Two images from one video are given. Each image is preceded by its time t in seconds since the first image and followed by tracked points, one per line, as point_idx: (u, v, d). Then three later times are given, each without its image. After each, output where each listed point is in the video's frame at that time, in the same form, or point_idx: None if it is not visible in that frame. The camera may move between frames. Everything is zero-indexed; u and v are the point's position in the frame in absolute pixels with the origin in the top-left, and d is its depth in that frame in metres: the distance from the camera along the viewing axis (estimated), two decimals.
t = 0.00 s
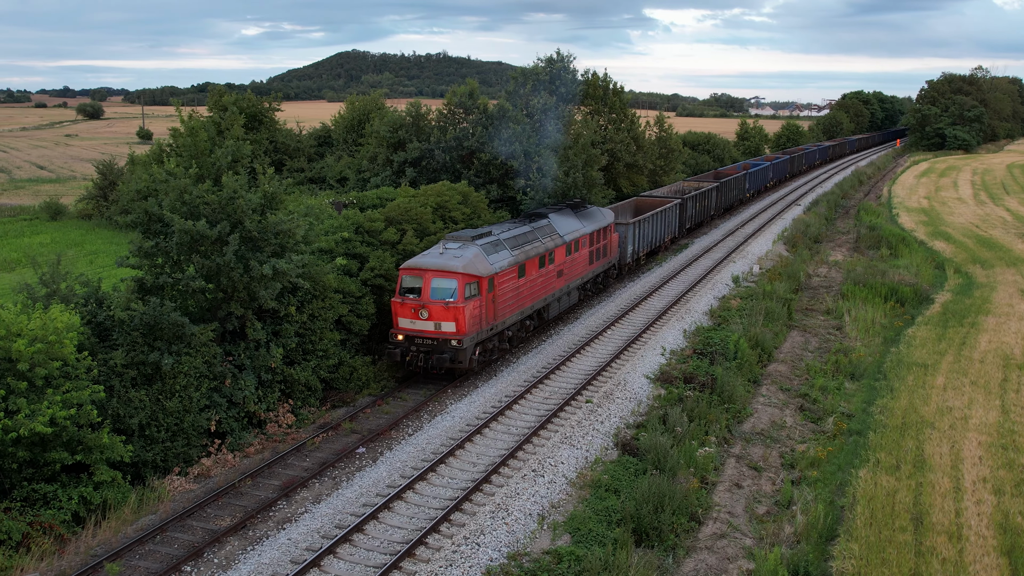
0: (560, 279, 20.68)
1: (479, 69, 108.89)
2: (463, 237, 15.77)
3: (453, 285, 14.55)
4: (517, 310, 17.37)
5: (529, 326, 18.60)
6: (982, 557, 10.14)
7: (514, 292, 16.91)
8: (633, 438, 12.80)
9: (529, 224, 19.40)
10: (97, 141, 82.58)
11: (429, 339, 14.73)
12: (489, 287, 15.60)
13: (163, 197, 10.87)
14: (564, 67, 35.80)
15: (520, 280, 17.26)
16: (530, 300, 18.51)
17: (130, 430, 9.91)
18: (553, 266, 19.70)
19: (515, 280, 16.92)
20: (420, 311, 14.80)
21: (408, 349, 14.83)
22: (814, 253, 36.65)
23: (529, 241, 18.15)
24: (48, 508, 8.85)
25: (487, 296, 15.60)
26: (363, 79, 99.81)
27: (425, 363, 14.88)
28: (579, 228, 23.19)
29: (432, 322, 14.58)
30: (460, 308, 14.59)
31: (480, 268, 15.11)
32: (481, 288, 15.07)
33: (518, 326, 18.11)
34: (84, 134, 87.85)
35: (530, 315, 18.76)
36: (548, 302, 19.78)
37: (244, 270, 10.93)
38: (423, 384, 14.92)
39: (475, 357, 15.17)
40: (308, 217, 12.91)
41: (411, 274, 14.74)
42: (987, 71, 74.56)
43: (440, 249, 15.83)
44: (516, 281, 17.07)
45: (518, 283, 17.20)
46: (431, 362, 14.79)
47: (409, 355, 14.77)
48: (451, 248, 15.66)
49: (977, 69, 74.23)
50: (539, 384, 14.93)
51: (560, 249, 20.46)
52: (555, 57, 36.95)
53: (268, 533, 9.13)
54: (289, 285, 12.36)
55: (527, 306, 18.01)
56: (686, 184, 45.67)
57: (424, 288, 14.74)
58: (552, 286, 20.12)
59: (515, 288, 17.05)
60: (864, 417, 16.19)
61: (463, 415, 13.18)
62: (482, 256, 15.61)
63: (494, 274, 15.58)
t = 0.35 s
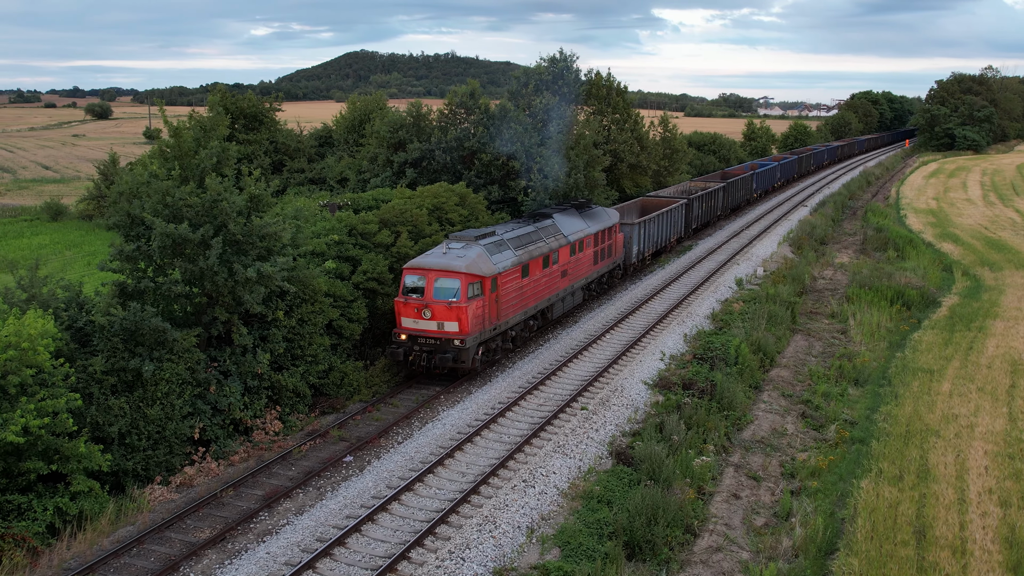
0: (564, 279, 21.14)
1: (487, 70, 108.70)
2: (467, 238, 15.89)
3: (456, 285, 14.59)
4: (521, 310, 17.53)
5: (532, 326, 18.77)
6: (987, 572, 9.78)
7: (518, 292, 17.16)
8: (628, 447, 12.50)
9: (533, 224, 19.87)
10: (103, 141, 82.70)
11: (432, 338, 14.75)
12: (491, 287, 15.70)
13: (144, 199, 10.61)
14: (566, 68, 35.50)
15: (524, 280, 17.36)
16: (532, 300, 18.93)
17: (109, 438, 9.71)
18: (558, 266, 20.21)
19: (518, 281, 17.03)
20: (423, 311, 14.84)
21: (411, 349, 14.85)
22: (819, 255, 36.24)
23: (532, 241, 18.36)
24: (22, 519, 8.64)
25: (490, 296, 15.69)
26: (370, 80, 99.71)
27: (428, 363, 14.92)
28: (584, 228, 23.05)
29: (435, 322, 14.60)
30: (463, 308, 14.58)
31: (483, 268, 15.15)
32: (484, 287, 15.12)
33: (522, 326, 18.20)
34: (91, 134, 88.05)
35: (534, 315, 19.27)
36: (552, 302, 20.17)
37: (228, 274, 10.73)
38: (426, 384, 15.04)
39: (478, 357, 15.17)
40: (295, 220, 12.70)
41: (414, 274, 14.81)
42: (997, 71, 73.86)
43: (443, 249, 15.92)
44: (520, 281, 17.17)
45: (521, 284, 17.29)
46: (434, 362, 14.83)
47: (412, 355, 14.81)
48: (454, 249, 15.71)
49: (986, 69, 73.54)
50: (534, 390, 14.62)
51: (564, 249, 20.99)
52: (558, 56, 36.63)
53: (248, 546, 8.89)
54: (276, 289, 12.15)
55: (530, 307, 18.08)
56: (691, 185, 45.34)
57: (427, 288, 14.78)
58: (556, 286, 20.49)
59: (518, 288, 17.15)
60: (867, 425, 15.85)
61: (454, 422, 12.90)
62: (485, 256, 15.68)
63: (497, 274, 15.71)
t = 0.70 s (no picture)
0: (568, 280, 21.34)
1: (495, 70, 108.36)
2: (469, 238, 15.93)
3: (458, 285, 14.65)
4: (523, 310, 17.48)
5: (535, 325, 18.89)
6: None
7: (520, 292, 17.01)
8: (622, 455, 12.20)
9: (536, 225, 20.14)
10: (109, 141, 82.79)
11: (434, 338, 14.84)
12: (494, 287, 15.73)
13: (124, 201, 10.42)
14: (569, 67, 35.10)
15: (527, 281, 17.43)
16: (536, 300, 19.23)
17: (86, 446, 9.53)
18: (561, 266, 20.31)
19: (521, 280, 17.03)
20: (426, 310, 14.94)
21: (413, 349, 14.93)
22: (824, 257, 35.79)
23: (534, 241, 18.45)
24: None
25: (493, 296, 15.75)
26: (376, 80, 99.54)
27: (430, 363, 14.99)
28: (587, 228, 22.94)
29: (437, 322, 14.67)
30: (466, 308, 14.63)
31: (486, 268, 15.20)
32: (486, 288, 15.16)
33: (526, 326, 18.28)
34: (99, 134, 88.21)
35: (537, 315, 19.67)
36: (555, 302, 20.42)
37: (209, 278, 10.51)
38: (421, 387, 14.89)
39: (480, 357, 15.24)
40: (282, 222, 12.47)
41: (416, 273, 14.89)
42: (1007, 71, 73.10)
43: (446, 249, 16.02)
44: (523, 281, 17.22)
45: (524, 283, 17.33)
46: (436, 362, 14.91)
47: (414, 355, 14.88)
48: (456, 249, 15.81)
49: (997, 69, 72.77)
50: (528, 397, 14.32)
51: (569, 249, 21.22)
52: (561, 56, 36.27)
53: (224, 559, 8.68)
54: (262, 293, 11.94)
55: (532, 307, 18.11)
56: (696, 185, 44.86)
57: (428, 288, 14.86)
58: (560, 286, 20.72)
59: (521, 288, 17.21)
60: (869, 433, 15.51)
61: (445, 429, 12.62)
62: (488, 256, 15.74)
63: (499, 274, 15.75)
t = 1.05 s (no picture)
0: (570, 279, 21.58)
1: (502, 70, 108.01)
2: (470, 238, 16.10)
3: (459, 284, 14.82)
4: (524, 310, 17.59)
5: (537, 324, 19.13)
6: None
7: (521, 292, 17.25)
8: (613, 465, 11.89)
9: (538, 223, 20.35)
10: (115, 141, 82.80)
11: (434, 338, 15.01)
12: (495, 287, 15.92)
13: (100, 204, 10.21)
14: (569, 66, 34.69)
15: (528, 280, 17.60)
16: (537, 300, 19.58)
17: (59, 455, 9.33)
18: (564, 265, 20.73)
19: (523, 280, 17.30)
20: (426, 310, 15.14)
21: (414, 349, 15.11)
22: (828, 259, 35.36)
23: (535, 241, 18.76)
24: None
25: (493, 296, 15.94)
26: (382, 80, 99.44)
27: (430, 362, 15.18)
28: (588, 228, 23.03)
29: (438, 321, 14.88)
30: (466, 308, 14.81)
31: (486, 268, 15.43)
32: (487, 287, 15.35)
33: (527, 326, 18.40)
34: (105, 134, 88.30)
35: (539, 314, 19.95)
36: (557, 302, 20.70)
37: (187, 283, 10.29)
38: (411, 392, 14.64)
39: (481, 356, 15.41)
40: (266, 225, 12.24)
41: (417, 273, 15.09)
42: (1017, 71, 72.41)
43: (446, 249, 16.21)
44: (523, 281, 17.36)
45: (524, 283, 17.47)
46: (436, 361, 15.10)
47: (414, 354, 15.06)
48: (457, 249, 15.98)
49: (1006, 69, 72.10)
50: (519, 403, 14.04)
51: (570, 249, 21.48)
52: (563, 54, 35.80)
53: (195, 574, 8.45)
54: (244, 298, 11.71)
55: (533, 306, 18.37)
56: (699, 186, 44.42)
57: (429, 287, 15.05)
58: (561, 286, 21.00)
59: (522, 288, 17.35)
60: (869, 441, 15.18)
61: (431, 437, 12.34)
62: (488, 256, 15.92)
63: (500, 273, 15.94)
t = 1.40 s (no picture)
0: (570, 279, 22.16)
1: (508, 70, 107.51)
2: (469, 238, 16.21)
3: (458, 285, 14.98)
4: (524, 310, 17.69)
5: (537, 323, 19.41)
6: None
7: (523, 292, 17.34)
8: (601, 475, 11.58)
9: (539, 224, 20.90)
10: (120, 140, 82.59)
11: (434, 337, 15.16)
12: (494, 287, 16.02)
13: (73, 206, 10.00)
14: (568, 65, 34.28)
15: (528, 280, 17.54)
16: (537, 300, 20.09)
17: (27, 464, 9.08)
18: (563, 266, 21.22)
19: (523, 280, 17.29)
20: (425, 310, 15.27)
21: (413, 348, 15.26)
22: (831, 261, 34.93)
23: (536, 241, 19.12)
24: None
25: (493, 296, 16.06)
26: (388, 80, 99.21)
27: (430, 362, 15.34)
28: (590, 229, 23.28)
29: (437, 321, 15.02)
30: (465, 308, 14.93)
31: (485, 268, 15.57)
32: (486, 287, 15.47)
33: (528, 327, 18.63)
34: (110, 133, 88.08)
35: (539, 314, 20.53)
36: (557, 301, 21.31)
37: (161, 288, 10.04)
38: (398, 397, 14.38)
39: (480, 356, 15.59)
40: (246, 227, 12.04)
41: (417, 273, 15.24)
42: None
43: (446, 249, 16.32)
44: (524, 281, 17.53)
45: (524, 283, 17.49)
46: (436, 361, 15.25)
47: (414, 354, 15.21)
48: (456, 249, 16.11)
49: (1014, 69, 71.45)
50: (507, 411, 13.76)
51: (570, 249, 21.99)
52: (563, 54, 35.50)
53: None
54: (223, 303, 11.48)
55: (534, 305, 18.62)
56: (701, 187, 43.95)
57: (428, 287, 15.21)
58: (561, 286, 21.43)
59: (522, 288, 17.52)
60: (867, 449, 14.82)
61: (415, 446, 12.05)
62: (488, 256, 16.08)
63: (499, 274, 16.08)
